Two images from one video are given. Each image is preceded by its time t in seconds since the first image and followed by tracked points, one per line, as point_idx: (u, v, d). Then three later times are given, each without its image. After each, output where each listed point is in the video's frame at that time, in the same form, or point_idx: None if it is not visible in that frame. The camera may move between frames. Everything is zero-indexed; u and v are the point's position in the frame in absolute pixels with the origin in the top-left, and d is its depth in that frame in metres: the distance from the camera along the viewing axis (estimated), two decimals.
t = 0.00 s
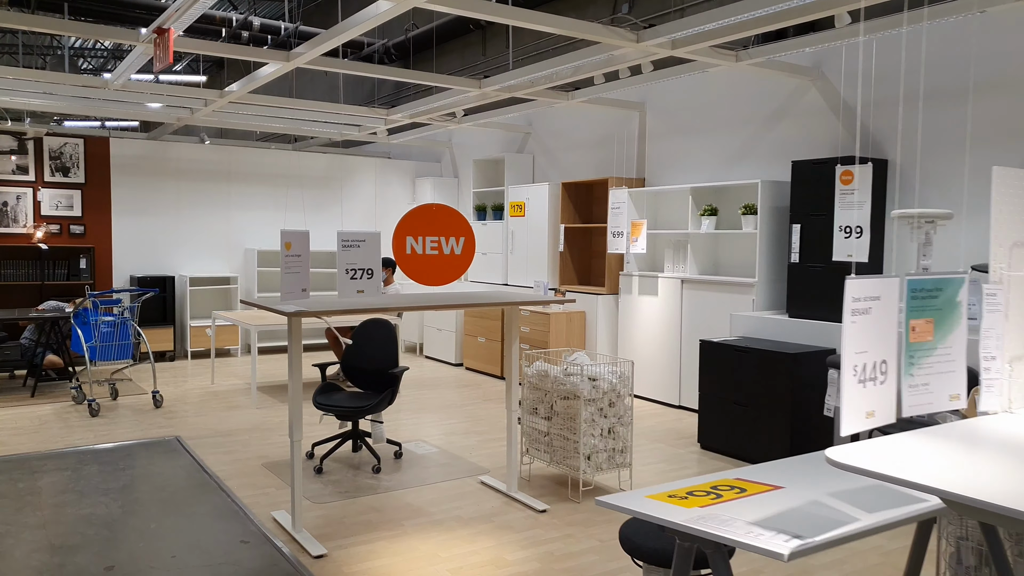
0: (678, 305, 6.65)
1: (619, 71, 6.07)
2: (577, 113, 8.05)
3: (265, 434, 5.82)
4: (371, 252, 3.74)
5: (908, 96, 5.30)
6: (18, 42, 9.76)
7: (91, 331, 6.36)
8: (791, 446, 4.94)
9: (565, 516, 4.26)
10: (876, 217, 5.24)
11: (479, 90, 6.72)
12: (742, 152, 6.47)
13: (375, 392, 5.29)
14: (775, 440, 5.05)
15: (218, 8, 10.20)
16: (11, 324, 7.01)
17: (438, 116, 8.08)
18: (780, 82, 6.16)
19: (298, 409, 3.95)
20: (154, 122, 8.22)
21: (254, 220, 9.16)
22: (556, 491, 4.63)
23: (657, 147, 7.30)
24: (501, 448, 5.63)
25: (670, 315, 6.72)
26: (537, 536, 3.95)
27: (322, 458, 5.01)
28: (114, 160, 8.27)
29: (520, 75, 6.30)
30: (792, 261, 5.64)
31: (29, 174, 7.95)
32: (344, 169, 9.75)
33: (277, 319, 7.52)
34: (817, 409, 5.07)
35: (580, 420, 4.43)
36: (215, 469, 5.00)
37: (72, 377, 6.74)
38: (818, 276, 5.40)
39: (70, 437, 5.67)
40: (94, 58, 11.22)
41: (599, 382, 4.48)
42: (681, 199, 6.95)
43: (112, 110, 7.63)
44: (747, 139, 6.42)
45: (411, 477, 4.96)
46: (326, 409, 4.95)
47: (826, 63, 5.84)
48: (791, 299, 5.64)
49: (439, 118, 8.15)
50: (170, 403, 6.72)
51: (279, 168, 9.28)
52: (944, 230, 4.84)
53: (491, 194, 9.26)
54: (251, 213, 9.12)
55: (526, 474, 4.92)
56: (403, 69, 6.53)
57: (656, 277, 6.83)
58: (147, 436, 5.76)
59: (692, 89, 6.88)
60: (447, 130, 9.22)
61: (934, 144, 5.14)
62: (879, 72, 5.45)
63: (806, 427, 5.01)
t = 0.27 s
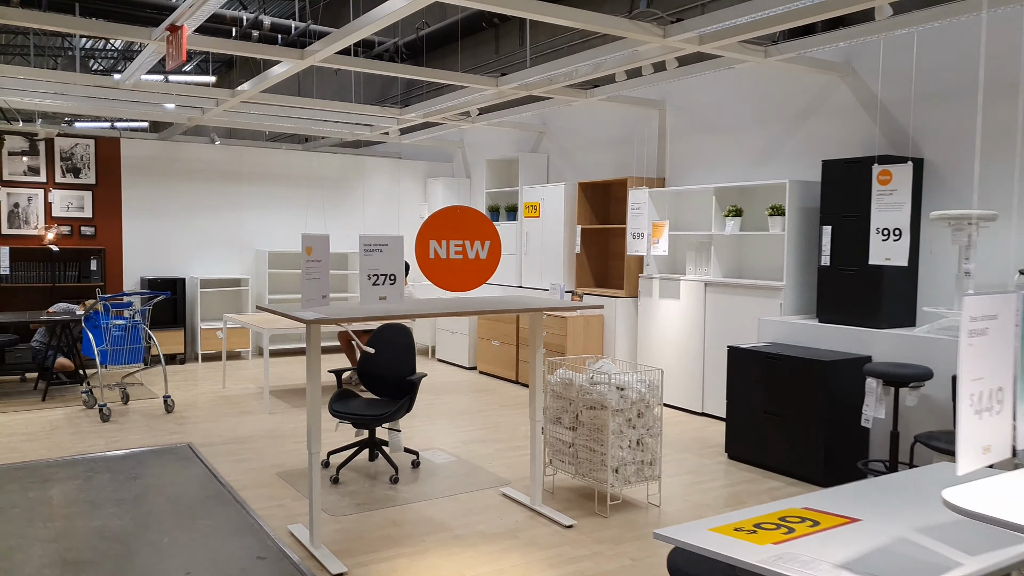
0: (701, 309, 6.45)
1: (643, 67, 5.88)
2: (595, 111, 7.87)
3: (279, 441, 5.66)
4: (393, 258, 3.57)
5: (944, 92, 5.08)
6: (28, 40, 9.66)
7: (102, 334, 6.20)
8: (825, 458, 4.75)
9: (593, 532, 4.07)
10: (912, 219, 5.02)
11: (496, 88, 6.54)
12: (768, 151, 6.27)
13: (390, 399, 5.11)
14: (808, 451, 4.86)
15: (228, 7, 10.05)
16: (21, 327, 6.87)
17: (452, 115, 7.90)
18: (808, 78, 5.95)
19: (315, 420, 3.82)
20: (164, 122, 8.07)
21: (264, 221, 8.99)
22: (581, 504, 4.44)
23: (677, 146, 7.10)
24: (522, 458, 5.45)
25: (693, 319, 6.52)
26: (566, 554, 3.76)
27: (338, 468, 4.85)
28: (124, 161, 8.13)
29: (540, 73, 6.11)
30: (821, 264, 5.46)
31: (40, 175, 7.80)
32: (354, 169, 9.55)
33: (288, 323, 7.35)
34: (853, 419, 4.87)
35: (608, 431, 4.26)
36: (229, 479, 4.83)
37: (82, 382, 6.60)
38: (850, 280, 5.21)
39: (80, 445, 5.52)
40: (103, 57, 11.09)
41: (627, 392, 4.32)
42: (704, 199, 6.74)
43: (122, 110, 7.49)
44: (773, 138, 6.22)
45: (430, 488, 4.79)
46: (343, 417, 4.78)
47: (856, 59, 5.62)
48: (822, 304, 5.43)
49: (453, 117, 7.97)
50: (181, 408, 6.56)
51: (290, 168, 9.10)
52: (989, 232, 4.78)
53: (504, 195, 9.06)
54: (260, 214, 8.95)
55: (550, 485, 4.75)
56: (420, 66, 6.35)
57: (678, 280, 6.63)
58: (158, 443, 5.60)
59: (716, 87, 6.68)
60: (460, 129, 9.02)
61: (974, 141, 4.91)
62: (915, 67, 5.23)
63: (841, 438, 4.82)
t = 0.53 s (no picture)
0: (743, 311, 6.25)
1: (685, 61, 5.70)
2: (632, 109, 7.69)
3: (312, 445, 5.55)
4: (439, 258, 3.44)
5: (1006, 86, 4.84)
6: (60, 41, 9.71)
7: (134, 335, 6.13)
8: (882, 468, 4.54)
9: (641, 545, 3.91)
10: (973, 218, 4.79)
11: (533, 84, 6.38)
12: (813, 148, 6.05)
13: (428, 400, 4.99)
14: (862, 460, 4.66)
15: (257, 7, 10.01)
16: (53, 328, 6.84)
17: (484, 113, 7.75)
18: (857, 71, 5.72)
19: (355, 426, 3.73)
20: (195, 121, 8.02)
21: (294, 221, 8.92)
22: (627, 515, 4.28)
23: (717, 143, 6.90)
24: (560, 464, 5.28)
25: (735, 321, 6.31)
26: (616, 568, 3.60)
27: (375, 473, 4.73)
28: (155, 160, 8.09)
29: (578, 67, 5.94)
30: (872, 264, 5.27)
31: (72, 175, 7.78)
32: (383, 168, 9.45)
33: (319, 324, 7.24)
34: (910, 427, 4.66)
35: (657, 439, 4.12)
36: (263, 485, 4.72)
37: (114, 382, 6.55)
38: (906, 282, 4.99)
39: (113, 447, 5.45)
40: (133, 57, 11.11)
41: (677, 399, 4.17)
42: (746, 198, 6.54)
43: (154, 110, 7.45)
44: (819, 134, 6.00)
45: (468, 496, 4.64)
46: (381, 421, 4.65)
47: (910, 51, 5.40)
48: (873, 306, 5.22)
49: (485, 115, 7.83)
50: (212, 409, 6.49)
51: (320, 167, 9.02)
52: None
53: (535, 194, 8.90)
54: (291, 214, 8.88)
55: (593, 493, 4.61)
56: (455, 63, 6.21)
57: (719, 281, 6.43)
58: (191, 446, 5.51)
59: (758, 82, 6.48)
60: (491, 128, 8.88)
61: None
62: (974, 59, 5.00)
63: (898, 447, 4.61)
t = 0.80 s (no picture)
0: (802, 314, 6.00)
1: (743, 54, 5.47)
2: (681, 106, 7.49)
3: (358, 449, 5.44)
4: (498, 259, 3.28)
5: None
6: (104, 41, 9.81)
7: (179, 335, 6.09)
8: (959, 482, 4.29)
9: (706, 560, 3.72)
10: None
11: (582, 79, 6.21)
12: (876, 143, 5.78)
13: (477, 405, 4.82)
14: (936, 472, 4.41)
15: (298, 6, 9.99)
16: (98, 327, 6.83)
17: (529, 110, 7.60)
18: (925, 63, 5.45)
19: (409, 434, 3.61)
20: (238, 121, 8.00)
21: (336, 221, 8.86)
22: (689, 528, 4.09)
23: (771, 140, 6.65)
24: (614, 473, 5.11)
25: (793, 324, 6.07)
26: None
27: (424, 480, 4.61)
28: (198, 160, 8.09)
29: (630, 62, 5.76)
30: (944, 266, 5.00)
31: (117, 175, 7.80)
32: (424, 167, 9.35)
33: (362, 325, 7.15)
34: (989, 439, 4.39)
35: (723, 449, 3.95)
36: (311, 490, 4.62)
37: (159, 383, 6.53)
38: (981, 284, 4.71)
39: (159, 448, 5.40)
40: (175, 57, 11.18)
41: (744, 408, 4.01)
42: (804, 196, 6.30)
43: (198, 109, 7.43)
44: (883, 129, 5.73)
45: (521, 504, 4.49)
46: (429, 425, 4.51)
47: (984, 41, 5.12)
48: (943, 309, 4.95)
49: (529, 113, 7.68)
50: (256, 410, 6.43)
51: (361, 166, 8.95)
52: None
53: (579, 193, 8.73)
54: (333, 214, 8.83)
55: (652, 505, 4.45)
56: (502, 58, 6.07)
57: (776, 283, 6.20)
58: (237, 448, 5.44)
59: (816, 75, 6.23)
60: (534, 125, 8.73)
61: None
62: None
63: (976, 460, 4.35)
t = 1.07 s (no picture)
0: (866, 318, 5.75)
1: (806, 47, 5.25)
2: (734, 103, 7.27)
3: (408, 454, 5.34)
4: (564, 263, 3.12)
5: None
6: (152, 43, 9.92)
7: (227, 337, 6.06)
8: None
9: None
10: None
11: (636, 76, 6.05)
12: (945, 140, 5.50)
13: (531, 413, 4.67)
14: (1019, 489, 4.16)
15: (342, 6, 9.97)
16: (146, 327, 6.84)
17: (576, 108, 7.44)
18: (1004, 54, 5.16)
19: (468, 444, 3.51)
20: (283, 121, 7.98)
21: (380, 221, 8.80)
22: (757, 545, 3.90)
23: (831, 137, 6.40)
24: (672, 483, 4.92)
25: (856, 329, 5.82)
26: None
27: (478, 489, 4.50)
28: (244, 161, 8.09)
29: (685, 58, 5.57)
30: None
31: (164, 176, 7.82)
32: (468, 167, 9.24)
33: (409, 327, 7.07)
34: None
35: (796, 462, 3.77)
36: (362, 497, 4.52)
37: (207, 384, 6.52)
38: None
39: (208, 451, 5.37)
40: (219, 58, 11.27)
41: (817, 419, 3.83)
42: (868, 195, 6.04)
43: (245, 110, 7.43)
44: (955, 125, 5.45)
45: (578, 516, 4.34)
46: (483, 432, 4.38)
47: None
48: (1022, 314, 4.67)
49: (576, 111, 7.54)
50: (304, 413, 6.39)
51: (405, 167, 8.88)
52: None
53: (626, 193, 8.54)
54: (376, 214, 8.77)
55: (716, 518, 4.28)
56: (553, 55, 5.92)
57: (838, 285, 5.95)
58: (285, 452, 5.38)
59: (880, 69, 5.96)
60: (580, 123, 8.57)
61: None
62: None
63: None
